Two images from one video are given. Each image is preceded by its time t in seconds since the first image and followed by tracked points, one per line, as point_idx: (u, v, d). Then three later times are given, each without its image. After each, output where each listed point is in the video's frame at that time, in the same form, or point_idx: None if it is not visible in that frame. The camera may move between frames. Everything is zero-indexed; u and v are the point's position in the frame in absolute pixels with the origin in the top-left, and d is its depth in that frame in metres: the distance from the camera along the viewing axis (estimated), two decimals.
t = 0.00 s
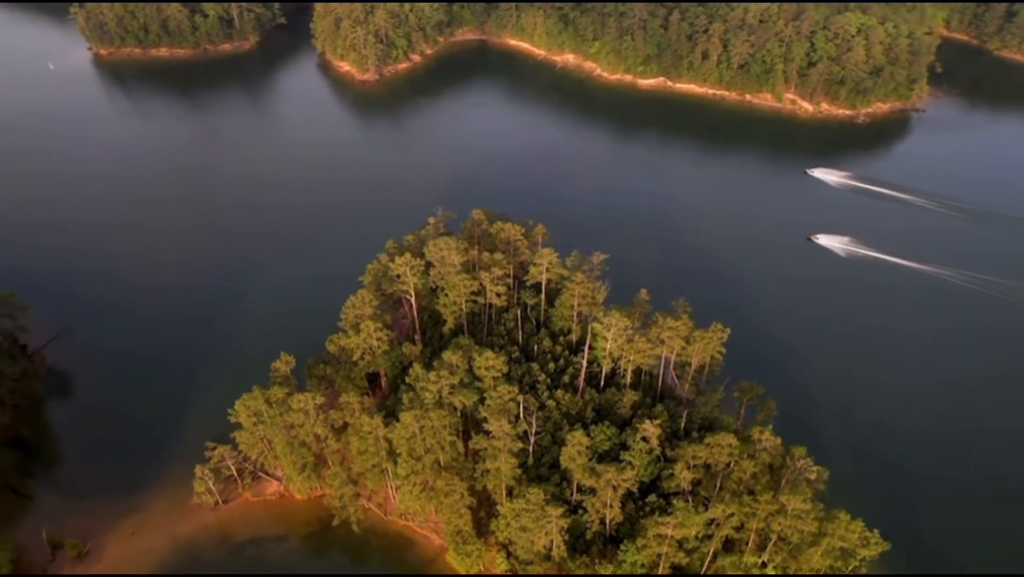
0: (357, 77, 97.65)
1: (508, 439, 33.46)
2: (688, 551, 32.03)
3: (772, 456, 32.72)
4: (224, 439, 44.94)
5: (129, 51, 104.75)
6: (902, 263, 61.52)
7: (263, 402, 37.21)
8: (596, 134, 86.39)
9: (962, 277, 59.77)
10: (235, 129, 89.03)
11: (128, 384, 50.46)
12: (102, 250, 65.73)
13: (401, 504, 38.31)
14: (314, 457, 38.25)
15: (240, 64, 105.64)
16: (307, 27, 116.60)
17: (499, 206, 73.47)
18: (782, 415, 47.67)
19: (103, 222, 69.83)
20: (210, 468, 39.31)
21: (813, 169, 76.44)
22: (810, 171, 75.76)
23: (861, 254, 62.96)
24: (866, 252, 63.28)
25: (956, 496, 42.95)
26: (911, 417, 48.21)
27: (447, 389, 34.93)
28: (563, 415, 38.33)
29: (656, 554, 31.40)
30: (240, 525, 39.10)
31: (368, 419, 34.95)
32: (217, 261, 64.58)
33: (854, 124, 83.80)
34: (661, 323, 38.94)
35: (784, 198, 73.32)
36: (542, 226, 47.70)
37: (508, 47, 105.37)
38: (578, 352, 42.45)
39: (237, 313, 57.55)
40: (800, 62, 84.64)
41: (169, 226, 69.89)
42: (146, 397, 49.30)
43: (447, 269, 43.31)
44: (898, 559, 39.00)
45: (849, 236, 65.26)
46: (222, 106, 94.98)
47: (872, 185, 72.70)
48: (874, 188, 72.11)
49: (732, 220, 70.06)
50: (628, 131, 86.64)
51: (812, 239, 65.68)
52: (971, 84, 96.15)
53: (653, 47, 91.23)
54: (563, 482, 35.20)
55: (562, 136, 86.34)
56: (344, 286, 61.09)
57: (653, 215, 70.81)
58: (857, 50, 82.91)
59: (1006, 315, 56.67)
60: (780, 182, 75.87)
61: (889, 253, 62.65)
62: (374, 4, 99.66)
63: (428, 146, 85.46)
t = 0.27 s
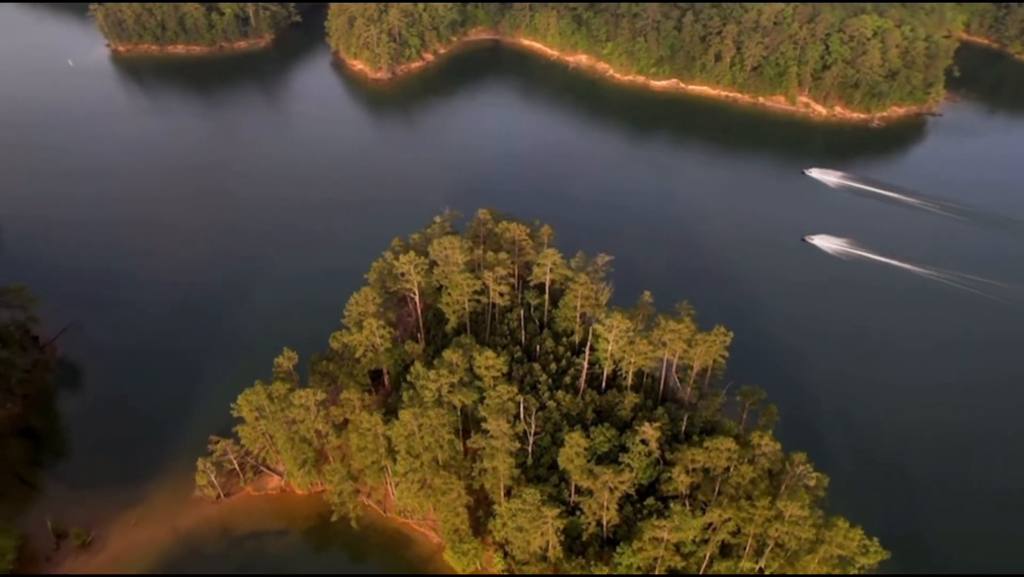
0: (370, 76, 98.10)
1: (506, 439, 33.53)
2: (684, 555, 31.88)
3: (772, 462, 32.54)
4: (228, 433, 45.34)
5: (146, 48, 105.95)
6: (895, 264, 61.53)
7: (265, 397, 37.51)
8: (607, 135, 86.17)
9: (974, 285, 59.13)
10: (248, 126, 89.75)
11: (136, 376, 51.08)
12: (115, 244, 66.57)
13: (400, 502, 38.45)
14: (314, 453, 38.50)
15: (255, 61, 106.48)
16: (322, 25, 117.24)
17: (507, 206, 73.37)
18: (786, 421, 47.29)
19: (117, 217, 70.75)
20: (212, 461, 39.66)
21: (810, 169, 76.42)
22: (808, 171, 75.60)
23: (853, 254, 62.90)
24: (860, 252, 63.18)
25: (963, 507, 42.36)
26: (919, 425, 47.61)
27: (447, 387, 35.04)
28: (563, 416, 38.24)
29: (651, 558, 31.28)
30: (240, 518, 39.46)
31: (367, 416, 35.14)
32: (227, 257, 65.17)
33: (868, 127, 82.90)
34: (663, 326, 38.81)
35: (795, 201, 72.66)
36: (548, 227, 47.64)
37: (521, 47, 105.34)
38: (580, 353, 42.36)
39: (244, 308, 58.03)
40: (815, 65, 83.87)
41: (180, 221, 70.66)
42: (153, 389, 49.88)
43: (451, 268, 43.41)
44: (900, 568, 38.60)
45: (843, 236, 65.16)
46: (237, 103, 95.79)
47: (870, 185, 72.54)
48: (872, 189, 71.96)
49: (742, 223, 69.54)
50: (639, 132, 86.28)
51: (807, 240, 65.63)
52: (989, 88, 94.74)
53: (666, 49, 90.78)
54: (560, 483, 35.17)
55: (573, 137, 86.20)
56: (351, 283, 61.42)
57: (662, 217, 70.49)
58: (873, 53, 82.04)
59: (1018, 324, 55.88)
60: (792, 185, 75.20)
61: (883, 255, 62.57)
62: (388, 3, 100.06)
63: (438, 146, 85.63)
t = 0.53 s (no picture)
0: (383, 74, 98.51)
1: (504, 438, 33.58)
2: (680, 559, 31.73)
3: (771, 467, 32.32)
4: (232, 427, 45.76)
5: (163, 45, 107.12)
6: (888, 263, 61.48)
7: (267, 392, 37.79)
8: (618, 136, 85.91)
9: (987, 293, 58.36)
10: (261, 123, 90.45)
11: (144, 369, 51.66)
12: (128, 238, 67.34)
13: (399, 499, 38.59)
14: (315, 449, 38.72)
15: (270, 59, 107.33)
16: (337, 23, 117.87)
17: (516, 206, 73.32)
18: (791, 427, 46.92)
19: (130, 211, 71.62)
20: (214, 455, 40.01)
21: (808, 170, 76.68)
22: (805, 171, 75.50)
23: (845, 253, 63.00)
24: (852, 252, 63.28)
25: (968, 518, 41.89)
26: (926, 433, 47.05)
27: (446, 386, 35.12)
28: (563, 417, 38.16)
29: (647, 561, 31.14)
30: (241, 512, 39.85)
31: (367, 413, 35.32)
32: (237, 252, 65.74)
33: (883, 132, 82.00)
34: (665, 329, 38.65)
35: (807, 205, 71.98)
36: (554, 227, 47.54)
37: (534, 47, 105.32)
38: (583, 353, 42.28)
39: (252, 304, 58.53)
40: (829, 68, 83.07)
41: (192, 217, 71.37)
42: (160, 382, 50.45)
43: (454, 267, 43.48)
44: None
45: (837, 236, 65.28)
46: (251, 100, 96.58)
47: (866, 186, 72.51)
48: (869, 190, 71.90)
49: (752, 225, 68.99)
50: (651, 134, 85.95)
51: (801, 239, 65.48)
52: (1008, 93, 93.35)
53: (679, 50, 90.32)
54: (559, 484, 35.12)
55: (583, 138, 86.01)
56: (358, 280, 61.74)
57: (671, 219, 70.17)
58: (888, 57, 81.16)
59: None
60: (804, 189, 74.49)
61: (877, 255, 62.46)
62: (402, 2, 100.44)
63: (449, 145, 85.79)
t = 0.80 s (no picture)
0: (396, 73, 98.91)
1: (502, 438, 33.66)
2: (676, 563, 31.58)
3: (770, 472, 32.07)
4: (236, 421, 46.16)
5: (180, 42, 108.30)
6: (883, 264, 61.31)
7: (270, 387, 38.11)
8: (630, 138, 85.64)
9: (999, 300, 57.54)
10: (274, 121, 91.13)
11: (153, 362, 52.26)
12: (140, 233, 68.19)
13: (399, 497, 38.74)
14: (316, 445, 38.91)
15: (285, 57, 108.12)
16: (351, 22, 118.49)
17: (524, 206, 73.24)
18: (797, 432, 46.45)
19: (143, 207, 72.43)
20: (217, 449, 40.50)
21: (807, 170, 76.69)
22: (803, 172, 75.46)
23: (839, 252, 62.97)
24: (846, 251, 63.24)
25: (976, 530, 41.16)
26: (935, 442, 46.34)
27: (445, 384, 35.23)
28: (564, 418, 38.11)
29: (642, 564, 31.00)
30: (242, 505, 40.17)
31: (367, 410, 35.48)
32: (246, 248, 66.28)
33: (898, 136, 81.03)
34: (667, 331, 38.50)
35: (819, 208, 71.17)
36: (560, 228, 47.45)
37: (547, 47, 105.30)
38: (585, 355, 42.21)
39: (260, 300, 59.01)
40: (844, 71, 82.24)
41: (204, 213, 72.05)
42: (168, 375, 51.06)
43: (458, 266, 43.58)
44: None
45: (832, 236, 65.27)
46: (265, 98, 97.29)
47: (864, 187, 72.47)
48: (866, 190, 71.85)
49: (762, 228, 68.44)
50: (662, 135, 85.57)
51: (796, 240, 65.37)
52: None
53: (692, 52, 89.83)
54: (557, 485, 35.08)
55: (594, 139, 85.80)
56: (366, 277, 61.97)
57: (680, 221, 69.81)
58: (904, 60, 80.21)
59: None
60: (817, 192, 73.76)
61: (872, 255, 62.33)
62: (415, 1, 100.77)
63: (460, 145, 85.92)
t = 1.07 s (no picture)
0: (409, 72, 99.29)
1: (499, 437, 33.76)
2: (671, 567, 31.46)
3: (768, 478, 31.85)
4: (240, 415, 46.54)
5: (197, 39, 109.49)
6: (876, 264, 61.21)
7: (272, 382, 38.42)
8: (641, 139, 85.34)
9: (1012, 307, 56.67)
10: (287, 118, 91.80)
11: (160, 355, 52.85)
12: (152, 228, 69.00)
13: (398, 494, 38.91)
14: (316, 441, 39.16)
15: (299, 55, 108.89)
16: (366, 21, 119.04)
17: (533, 206, 73.18)
18: (802, 437, 45.97)
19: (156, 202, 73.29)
20: (219, 443, 40.96)
21: (803, 171, 76.61)
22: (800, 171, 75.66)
23: (831, 253, 62.95)
24: (837, 252, 63.23)
25: (985, 541, 40.35)
26: (943, 450, 45.61)
27: (445, 382, 35.36)
28: (564, 419, 38.07)
29: (637, 567, 30.91)
30: (244, 499, 40.57)
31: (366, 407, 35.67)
32: (255, 244, 66.85)
33: (913, 140, 80.07)
34: (669, 334, 38.34)
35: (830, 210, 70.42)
36: (566, 228, 47.38)
37: (561, 48, 105.21)
38: (587, 356, 42.14)
39: (267, 295, 59.46)
40: (859, 74, 81.39)
41: (216, 209, 72.79)
42: (175, 368, 51.63)
43: (462, 265, 43.67)
44: None
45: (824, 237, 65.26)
46: (278, 95, 98.03)
47: (861, 187, 72.53)
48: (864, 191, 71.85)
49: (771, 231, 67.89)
50: (673, 137, 85.19)
51: (790, 239, 65.57)
52: None
53: (705, 53, 89.30)
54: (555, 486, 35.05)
55: (606, 140, 85.58)
56: (372, 274, 62.24)
57: (688, 223, 69.47)
58: (921, 64, 79.24)
59: None
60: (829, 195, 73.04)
61: (865, 255, 62.40)
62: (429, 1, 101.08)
63: (470, 144, 86.06)
